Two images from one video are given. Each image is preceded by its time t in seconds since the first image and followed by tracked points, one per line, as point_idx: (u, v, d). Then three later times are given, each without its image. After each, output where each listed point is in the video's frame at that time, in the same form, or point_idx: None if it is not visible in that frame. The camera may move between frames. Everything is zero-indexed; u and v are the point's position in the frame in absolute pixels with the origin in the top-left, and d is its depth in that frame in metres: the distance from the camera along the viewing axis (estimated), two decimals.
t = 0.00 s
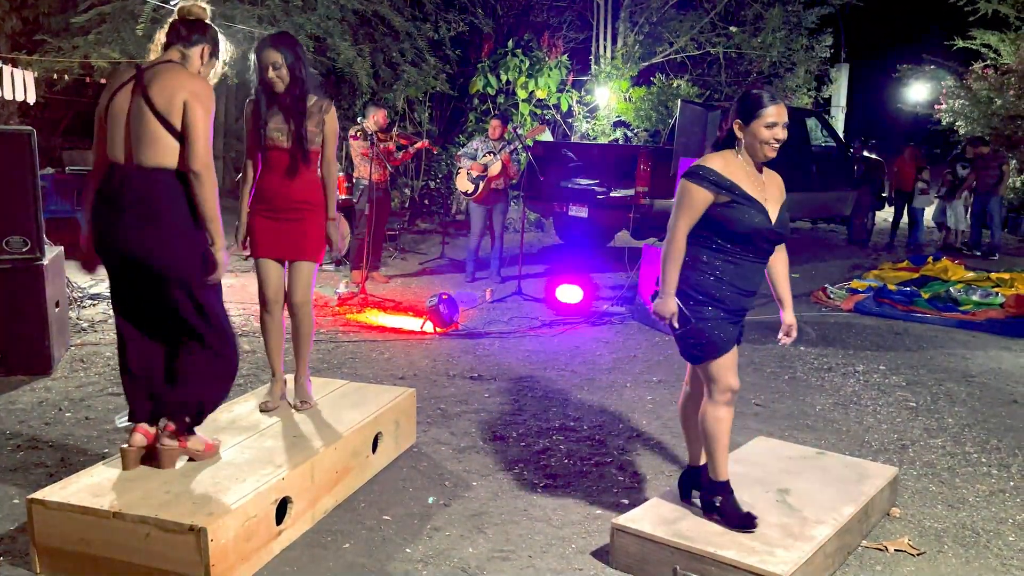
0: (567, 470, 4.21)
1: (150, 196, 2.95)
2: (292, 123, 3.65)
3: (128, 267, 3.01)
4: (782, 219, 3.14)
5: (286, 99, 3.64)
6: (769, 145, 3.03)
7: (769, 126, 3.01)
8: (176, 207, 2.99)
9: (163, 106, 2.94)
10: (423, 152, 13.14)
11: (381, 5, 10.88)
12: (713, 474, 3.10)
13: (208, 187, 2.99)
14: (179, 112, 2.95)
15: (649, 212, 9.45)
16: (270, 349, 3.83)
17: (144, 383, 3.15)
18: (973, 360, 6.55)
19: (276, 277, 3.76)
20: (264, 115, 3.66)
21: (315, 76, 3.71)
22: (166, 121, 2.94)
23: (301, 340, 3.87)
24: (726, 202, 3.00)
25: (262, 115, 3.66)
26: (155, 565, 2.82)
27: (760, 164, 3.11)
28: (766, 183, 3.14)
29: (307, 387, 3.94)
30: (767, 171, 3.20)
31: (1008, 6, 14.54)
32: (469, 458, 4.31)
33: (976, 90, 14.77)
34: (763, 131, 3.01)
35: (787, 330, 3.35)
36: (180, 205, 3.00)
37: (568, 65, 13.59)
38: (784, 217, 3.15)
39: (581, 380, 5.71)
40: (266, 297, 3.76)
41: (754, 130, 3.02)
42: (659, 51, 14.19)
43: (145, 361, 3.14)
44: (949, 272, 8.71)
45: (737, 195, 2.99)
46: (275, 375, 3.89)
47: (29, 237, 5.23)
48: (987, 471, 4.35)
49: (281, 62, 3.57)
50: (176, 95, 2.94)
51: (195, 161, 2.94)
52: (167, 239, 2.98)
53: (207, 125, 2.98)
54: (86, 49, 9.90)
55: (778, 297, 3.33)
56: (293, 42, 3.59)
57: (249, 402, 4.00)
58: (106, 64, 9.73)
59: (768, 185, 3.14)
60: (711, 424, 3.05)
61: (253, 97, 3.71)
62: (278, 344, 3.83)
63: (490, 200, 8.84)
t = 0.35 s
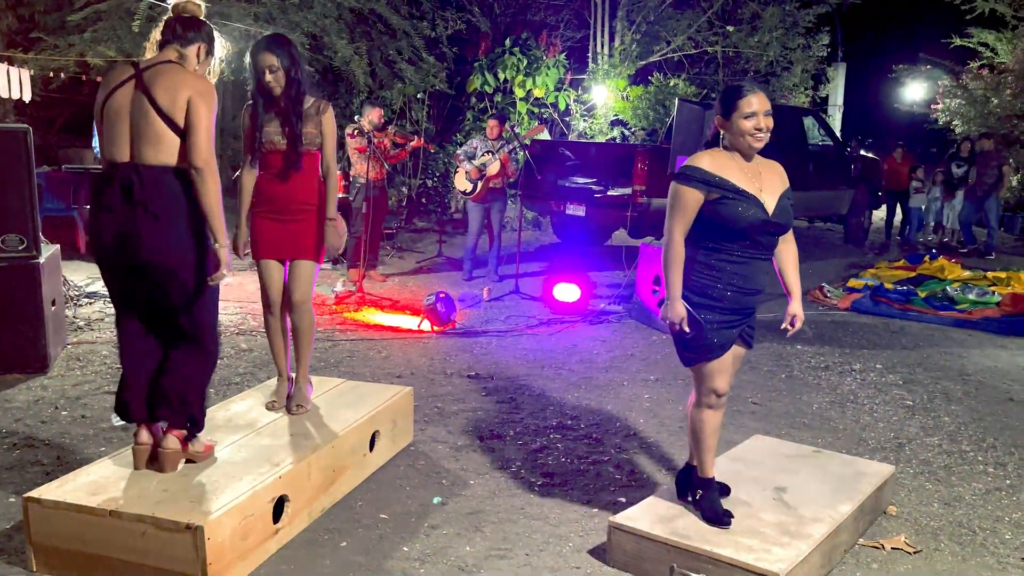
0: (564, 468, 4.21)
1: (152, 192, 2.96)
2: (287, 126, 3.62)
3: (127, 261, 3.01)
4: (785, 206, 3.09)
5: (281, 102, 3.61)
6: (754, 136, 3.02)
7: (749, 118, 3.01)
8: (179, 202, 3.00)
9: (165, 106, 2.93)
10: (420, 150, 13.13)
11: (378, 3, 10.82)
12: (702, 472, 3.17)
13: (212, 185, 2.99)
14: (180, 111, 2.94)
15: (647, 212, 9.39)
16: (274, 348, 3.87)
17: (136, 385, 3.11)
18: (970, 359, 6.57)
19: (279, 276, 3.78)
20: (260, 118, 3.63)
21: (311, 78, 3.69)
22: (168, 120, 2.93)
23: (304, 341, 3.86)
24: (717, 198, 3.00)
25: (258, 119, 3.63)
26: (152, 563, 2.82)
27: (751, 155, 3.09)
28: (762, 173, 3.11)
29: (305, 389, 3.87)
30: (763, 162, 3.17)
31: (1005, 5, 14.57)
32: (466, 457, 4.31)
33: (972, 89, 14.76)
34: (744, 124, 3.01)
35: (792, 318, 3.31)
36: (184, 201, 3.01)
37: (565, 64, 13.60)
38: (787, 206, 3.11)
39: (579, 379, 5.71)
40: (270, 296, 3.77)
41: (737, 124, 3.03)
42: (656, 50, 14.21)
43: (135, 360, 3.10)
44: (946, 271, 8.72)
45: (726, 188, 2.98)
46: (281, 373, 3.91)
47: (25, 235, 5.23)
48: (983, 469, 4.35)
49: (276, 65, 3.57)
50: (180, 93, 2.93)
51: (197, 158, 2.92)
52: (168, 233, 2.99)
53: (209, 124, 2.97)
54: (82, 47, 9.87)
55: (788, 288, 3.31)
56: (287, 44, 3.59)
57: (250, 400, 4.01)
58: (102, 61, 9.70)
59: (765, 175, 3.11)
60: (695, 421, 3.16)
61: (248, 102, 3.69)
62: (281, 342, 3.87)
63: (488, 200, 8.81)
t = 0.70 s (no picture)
0: (561, 467, 4.20)
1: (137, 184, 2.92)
2: (292, 121, 3.62)
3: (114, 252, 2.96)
4: (783, 205, 3.09)
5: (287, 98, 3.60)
6: (746, 135, 3.00)
7: (741, 115, 2.98)
8: (165, 194, 2.96)
9: (154, 100, 2.92)
10: (416, 149, 13.12)
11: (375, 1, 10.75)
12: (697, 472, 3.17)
13: (213, 179, 3.03)
14: (171, 105, 2.93)
15: (644, 211, 9.49)
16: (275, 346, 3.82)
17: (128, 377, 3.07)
18: (966, 358, 6.58)
19: (286, 278, 3.72)
20: (265, 113, 3.64)
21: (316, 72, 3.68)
22: (158, 115, 2.92)
23: (315, 345, 3.88)
24: (710, 200, 3.00)
25: (263, 114, 3.65)
26: (148, 563, 2.81)
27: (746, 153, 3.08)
28: (757, 170, 3.09)
29: (320, 385, 3.91)
30: (760, 157, 3.15)
31: (1001, 5, 14.60)
32: (463, 455, 4.31)
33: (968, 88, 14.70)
34: (736, 122, 2.99)
35: (789, 321, 3.29)
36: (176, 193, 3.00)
37: (562, 63, 13.60)
38: (786, 204, 3.11)
39: (576, 378, 5.71)
40: (274, 301, 3.71)
41: (728, 123, 3.01)
42: (652, 49, 14.23)
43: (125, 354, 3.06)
44: (942, 270, 8.74)
45: (718, 190, 2.98)
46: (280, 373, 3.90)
47: (19, 232, 5.20)
48: (979, 468, 4.36)
49: (280, 62, 3.56)
50: (167, 88, 2.92)
51: (194, 157, 2.94)
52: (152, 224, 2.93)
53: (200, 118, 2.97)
54: (77, 44, 9.83)
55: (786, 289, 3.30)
56: (291, 41, 3.57)
57: (244, 400, 3.99)
58: (98, 59, 9.66)
59: (761, 172, 3.09)
60: (690, 420, 3.17)
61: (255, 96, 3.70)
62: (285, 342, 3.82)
63: (485, 199, 8.86)
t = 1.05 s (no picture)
0: (557, 466, 4.20)
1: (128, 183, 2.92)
2: (296, 116, 3.61)
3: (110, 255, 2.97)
4: (779, 206, 3.04)
5: (293, 91, 3.59)
6: (744, 131, 3.01)
7: (742, 111, 2.98)
8: (154, 193, 2.96)
9: (141, 92, 2.89)
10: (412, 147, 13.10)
11: None
12: (691, 469, 3.18)
13: (185, 176, 2.94)
14: (157, 97, 2.90)
15: (639, 209, 9.40)
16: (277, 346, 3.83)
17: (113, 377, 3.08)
18: (960, 357, 6.60)
19: (286, 271, 3.73)
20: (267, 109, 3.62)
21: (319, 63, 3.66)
22: (145, 107, 2.90)
23: (314, 343, 3.89)
24: (700, 195, 3.02)
25: (264, 108, 3.62)
26: (143, 563, 2.80)
27: (747, 151, 3.07)
28: (759, 168, 3.07)
29: (316, 382, 3.93)
30: (768, 156, 3.13)
31: (995, 4, 14.62)
32: (458, 454, 4.30)
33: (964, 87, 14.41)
34: (735, 118, 3.00)
35: (805, 327, 3.22)
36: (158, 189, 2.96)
37: (557, 61, 13.58)
38: (784, 207, 3.05)
39: (572, 376, 5.70)
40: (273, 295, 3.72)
41: (730, 118, 3.02)
42: (648, 48, 14.22)
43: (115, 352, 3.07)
44: (937, 269, 8.76)
45: (706, 185, 2.99)
46: (281, 369, 3.88)
47: (13, 231, 5.18)
48: (974, 467, 4.37)
49: (284, 53, 3.53)
50: (154, 80, 2.89)
51: (174, 146, 2.88)
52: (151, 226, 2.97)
53: (186, 112, 2.94)
54: (71, 42, 9.79)
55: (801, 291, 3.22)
56: (295, 33, 3.56)
57: (239, 399, 3.98)
58: (92, 56, 9.62)
59: (762, 171, 3.07)
60: (684, 419, 3.17)
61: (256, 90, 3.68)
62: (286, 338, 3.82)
63: (482, 197, 8.84)
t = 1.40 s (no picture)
0: (553, 465, 4.20)
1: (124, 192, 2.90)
2: (300, 117, 3.62)
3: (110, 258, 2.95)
4: (775, 203, 3.00)
5: (293, 91, 3.57)
6: (737, 130, 3.01)
7: (736, 108, 2.99)
8: (150, 200, 2.93)
9: (133, 100, 2.88)
10: (408, 145, 13.09)
11: None
12: (688, 468, 3.18)
13: (189, 178, 2.96)
14: (150, 105, 2.88)
15: (636, 209, 9.38)
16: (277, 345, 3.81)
17: (117, 381, 3.09)
18: (956, 356, 6.61)
19: (283, 269, 3.72)
20: (271, 109, 3.65)
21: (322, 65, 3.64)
22: (137, 115, 2.88)
23: (309, 343, 3.86)
24: (695, 197, 3.04)
25: (269, 109, 3.66)
26: (138, 562, 2.79)
27: (743, 149, 3.06)
28: (756, 165, 3.05)
29: (312, 382, 3.92)
30: (767, 153, 3.10)
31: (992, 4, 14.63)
32: (455, 453, 4.30)
33: (959, 87, 14.30)
34: (728, 116, 3.01)
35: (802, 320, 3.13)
36: (155, 196, 2.94)
37: (554, 60, 13.57)
38: (780, 205, 3.00)
39: (568, 375, 5.70)
40: (272, 291, 3.69)
41: (724, 115, 3.02)
42: (645, 47, 14.18)
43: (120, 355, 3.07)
44: (932, 268, 8.77)
45: (700, 187, 3.00)
46: (279, 368, 3.87)
47: (8, 229, 5.16)
48: (969, 465, 4.37)
49: (286, 53, 3.49)
50: (146, 87, 2.87)
51: (171, 155, 2.89)
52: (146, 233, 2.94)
53: (180, 118, 2.93)
54: (67, 39, 9.76)
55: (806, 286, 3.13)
56: (298, 31, 3.50)
57: (235, 397, 3.97)
58: (88, 54, 9.58)
59: (759, 167, 3.04)
60: (682, 416, 3.17)
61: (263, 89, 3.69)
62: (282, 337, 3.80)
63: (478, 195, 8.83)
